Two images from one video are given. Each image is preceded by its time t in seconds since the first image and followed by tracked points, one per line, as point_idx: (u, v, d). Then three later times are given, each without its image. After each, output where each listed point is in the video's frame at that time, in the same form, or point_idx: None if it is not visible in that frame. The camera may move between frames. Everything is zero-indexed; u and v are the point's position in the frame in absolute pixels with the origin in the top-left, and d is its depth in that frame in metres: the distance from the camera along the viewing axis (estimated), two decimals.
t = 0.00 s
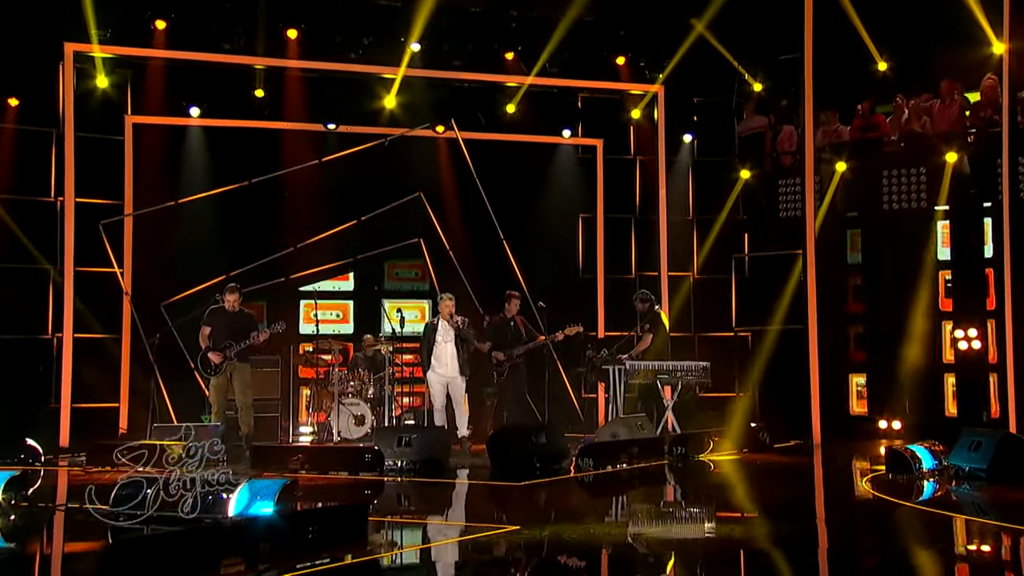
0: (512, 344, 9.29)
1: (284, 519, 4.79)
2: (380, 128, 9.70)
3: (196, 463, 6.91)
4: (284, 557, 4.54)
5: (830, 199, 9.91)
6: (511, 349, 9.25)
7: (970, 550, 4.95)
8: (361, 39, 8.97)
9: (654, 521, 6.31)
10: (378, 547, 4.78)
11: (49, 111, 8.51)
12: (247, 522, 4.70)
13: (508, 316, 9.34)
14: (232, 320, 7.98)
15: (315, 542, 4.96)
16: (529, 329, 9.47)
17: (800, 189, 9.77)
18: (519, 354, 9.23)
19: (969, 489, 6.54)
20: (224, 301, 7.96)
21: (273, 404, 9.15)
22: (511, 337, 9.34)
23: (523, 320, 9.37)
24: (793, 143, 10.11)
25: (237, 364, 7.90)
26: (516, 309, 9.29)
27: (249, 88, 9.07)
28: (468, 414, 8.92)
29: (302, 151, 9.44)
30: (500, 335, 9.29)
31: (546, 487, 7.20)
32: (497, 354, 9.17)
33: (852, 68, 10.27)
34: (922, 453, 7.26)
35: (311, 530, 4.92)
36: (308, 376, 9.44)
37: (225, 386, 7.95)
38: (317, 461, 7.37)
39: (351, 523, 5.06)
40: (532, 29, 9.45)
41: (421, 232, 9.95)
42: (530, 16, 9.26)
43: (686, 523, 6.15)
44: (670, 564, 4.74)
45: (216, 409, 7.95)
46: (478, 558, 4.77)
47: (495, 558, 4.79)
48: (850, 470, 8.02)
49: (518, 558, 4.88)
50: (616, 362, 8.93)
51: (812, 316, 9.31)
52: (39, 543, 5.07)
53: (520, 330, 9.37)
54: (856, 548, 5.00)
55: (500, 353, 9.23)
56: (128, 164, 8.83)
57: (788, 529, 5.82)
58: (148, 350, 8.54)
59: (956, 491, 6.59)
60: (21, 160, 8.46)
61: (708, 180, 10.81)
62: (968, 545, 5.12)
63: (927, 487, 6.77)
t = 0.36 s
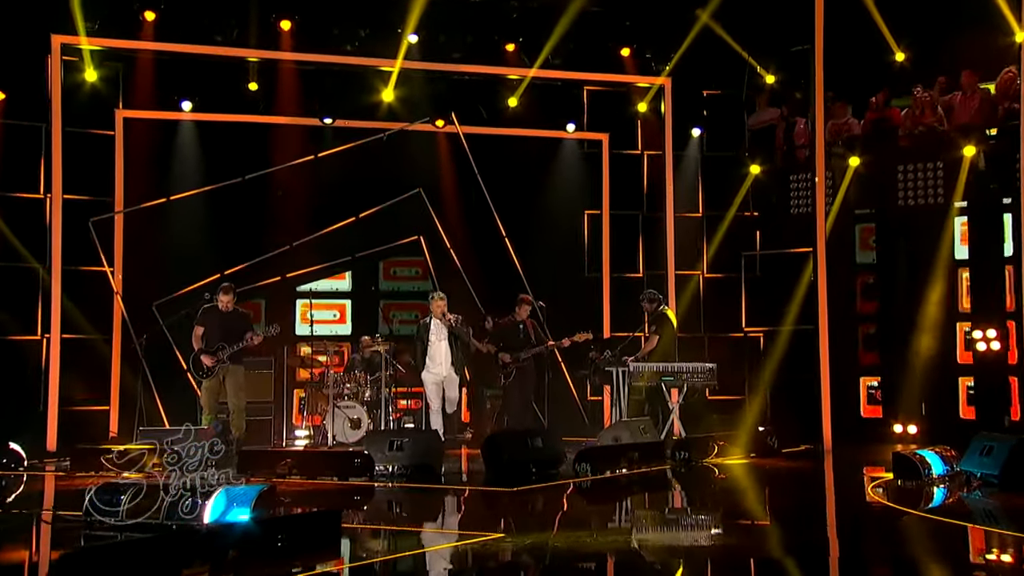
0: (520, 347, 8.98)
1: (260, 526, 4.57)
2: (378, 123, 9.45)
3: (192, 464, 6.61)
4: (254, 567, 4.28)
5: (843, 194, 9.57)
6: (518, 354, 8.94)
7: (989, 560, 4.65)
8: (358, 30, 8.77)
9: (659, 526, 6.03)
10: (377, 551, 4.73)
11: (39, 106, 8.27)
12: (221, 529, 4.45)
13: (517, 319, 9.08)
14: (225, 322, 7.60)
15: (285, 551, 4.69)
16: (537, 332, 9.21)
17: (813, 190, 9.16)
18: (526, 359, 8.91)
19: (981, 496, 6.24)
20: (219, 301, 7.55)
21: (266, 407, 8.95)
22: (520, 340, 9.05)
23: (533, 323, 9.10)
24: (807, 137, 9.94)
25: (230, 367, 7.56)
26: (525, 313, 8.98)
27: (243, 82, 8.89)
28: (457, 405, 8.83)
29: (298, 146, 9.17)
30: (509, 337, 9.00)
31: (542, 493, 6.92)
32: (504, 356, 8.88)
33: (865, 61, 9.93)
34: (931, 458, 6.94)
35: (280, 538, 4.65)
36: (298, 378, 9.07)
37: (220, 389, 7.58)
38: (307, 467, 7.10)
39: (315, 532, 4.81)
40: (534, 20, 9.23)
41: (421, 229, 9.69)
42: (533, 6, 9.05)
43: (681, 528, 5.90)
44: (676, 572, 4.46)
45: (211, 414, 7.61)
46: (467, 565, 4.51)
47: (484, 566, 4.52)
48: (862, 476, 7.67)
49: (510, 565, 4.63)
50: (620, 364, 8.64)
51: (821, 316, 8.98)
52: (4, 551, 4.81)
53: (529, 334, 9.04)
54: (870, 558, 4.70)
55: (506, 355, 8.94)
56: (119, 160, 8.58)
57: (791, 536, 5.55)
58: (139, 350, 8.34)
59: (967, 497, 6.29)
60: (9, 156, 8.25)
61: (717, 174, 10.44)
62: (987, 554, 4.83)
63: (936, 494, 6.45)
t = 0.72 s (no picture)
0: (525, 344, 8.67)
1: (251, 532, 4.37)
2: (377, 117, 9.23)
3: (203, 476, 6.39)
4: None
5: (857, 189, 9.27)
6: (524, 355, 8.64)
7: (1009, 569, 4.36)
8: (355, 20, 8.57)
9: (667, 532, 5.75)
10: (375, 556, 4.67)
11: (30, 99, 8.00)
12: (199, 535, 4.31)
13: (523, 316, 8.72)
14: (217, 322, 7.18)
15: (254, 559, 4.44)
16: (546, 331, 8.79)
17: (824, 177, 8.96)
18: (529, 357, 8.63)
19: (995, 501, 5.93)
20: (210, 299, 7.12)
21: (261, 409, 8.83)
22: (525, 338, 8.72)
23: (539, 320, 8.74)
24: (820, 129, 9.72)
25: (222, 368, 7.18)
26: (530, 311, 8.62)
27: (237, 74, 8.61)
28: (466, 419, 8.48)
29: (295, 140, 8.96)
30: (513, 334, 8.69)
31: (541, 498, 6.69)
32: (505, 351, 8.60)
33: (881, 52, 9.63)
34: (943, 462, 6.62)
35: (248, 545, 4.39)
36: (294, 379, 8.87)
37: (213, 391, 7.21)
38: (297, 470, 6.87)
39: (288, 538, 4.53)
40: (537, 9, 8.97)
41: (422, 225, 9.48)
42: None
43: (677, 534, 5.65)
44: None
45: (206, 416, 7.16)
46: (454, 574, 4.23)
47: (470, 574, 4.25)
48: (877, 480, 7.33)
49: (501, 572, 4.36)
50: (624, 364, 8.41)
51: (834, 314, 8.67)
52: None
53: (534, 333, 8.72)
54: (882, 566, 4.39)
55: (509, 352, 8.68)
56: (112, 154, 8.39)
57: (795, 541, 5.28)
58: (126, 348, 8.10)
59: (981, 502, 5.97)
60: None
61: (727, 168, 10.14)
62: (1008, 562, 4.55)
63: (948, 499, 6.13)
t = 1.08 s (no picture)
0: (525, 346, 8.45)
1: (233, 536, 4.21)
2: (377, 110, 9.00)
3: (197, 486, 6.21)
4: None
5: (872, 183, 8.96)
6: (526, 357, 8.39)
7: None
8: (351, 11, 8.32)
9: (673, 538, 5.49)
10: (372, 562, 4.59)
11: (18, 93, 7.77)
12: (176, 541, 4.05)
13: (524, 314, 8.51)
14: (204, 321, 7.01)
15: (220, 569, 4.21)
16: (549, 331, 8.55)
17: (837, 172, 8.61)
18: (530, 358, 8.38)
19: (1009, 506, 5.63)
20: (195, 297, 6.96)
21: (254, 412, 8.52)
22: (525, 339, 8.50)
23: (542, 320, 8.49)
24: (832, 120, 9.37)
25: (209, 368, 6.98)
26: (530, 306, 8.43)
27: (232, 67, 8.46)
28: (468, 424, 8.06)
29: (292, 135, 8.73)
30: (511, 333, 8.47)
31: (540, 504, 6.44)
32: (505, 354, 8.36)
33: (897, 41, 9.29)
34: (954, 465, 6.27)
35: (216, 555, 4.16)
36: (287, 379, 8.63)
37: (199, 392, 7.02)
38: (285, 475, 6.57)
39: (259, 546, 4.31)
40: None
41: (424, 223, 9.24)
42: None
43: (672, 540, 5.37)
44: None
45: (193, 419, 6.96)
46: None
47: None
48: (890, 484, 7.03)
49: None
50: (630, 365, 8.13)
51: (848, 312, 8.37)
52: None
53: (536, 334, 8.49)
54: None
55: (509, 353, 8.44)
56: (103, 150, 8.18)
57: (796, 548, 5.01)
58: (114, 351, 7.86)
59: (995, 508, 5.68)
60: None
61: (738, 162, 9.81)
62: None
63: (960, 504, 5.84)
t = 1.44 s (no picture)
0: (524, 346, 8.18)
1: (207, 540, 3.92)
2: (378, 104, 8.81)
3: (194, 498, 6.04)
4: None
5: (888, 174, 8.55)
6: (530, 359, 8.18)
7: None
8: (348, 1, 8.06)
9: (680, 543, 5.24)
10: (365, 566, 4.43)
11: (8, 89, 7.60)
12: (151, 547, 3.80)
13: (521, 313, 8.24)
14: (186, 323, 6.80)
15: None
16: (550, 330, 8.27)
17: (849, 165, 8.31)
18: (530, 359, 8.14)
19: None
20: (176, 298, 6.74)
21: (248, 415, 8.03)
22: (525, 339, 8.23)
23: (540, 319, 8.22)
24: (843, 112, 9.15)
25: (192, 369, 6.80)
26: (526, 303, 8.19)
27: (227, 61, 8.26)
28: (469, 428, 7.70)
29: (290, 130, 8.57)
30: (511, 334, 8.19)
31: (537, 509, 6.21)
32: (504, 356, 8.10)
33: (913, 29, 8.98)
34: (963, 468, 6.02)
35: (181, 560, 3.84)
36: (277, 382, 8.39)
37: (184, 394, 6.87)
38: (274, 478, 6.36)
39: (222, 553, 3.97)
40: None
41: (426, 219, 9.04)
42: None
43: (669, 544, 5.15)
44: None
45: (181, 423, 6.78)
46: None
47: None
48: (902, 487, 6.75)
49: None
50: (635, 366, 7.89)
51: (860, 311, 8.13)
52: None
53: (535, 333, 8.23)
54: None
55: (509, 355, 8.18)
56: (96, 146, 8.01)
57: (793, 553, 4.77)
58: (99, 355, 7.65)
59: (1008, 512, 5.40)
60: None
61: (748, 155, 9.54)
62: None
63: (971, 508, 5.56)
